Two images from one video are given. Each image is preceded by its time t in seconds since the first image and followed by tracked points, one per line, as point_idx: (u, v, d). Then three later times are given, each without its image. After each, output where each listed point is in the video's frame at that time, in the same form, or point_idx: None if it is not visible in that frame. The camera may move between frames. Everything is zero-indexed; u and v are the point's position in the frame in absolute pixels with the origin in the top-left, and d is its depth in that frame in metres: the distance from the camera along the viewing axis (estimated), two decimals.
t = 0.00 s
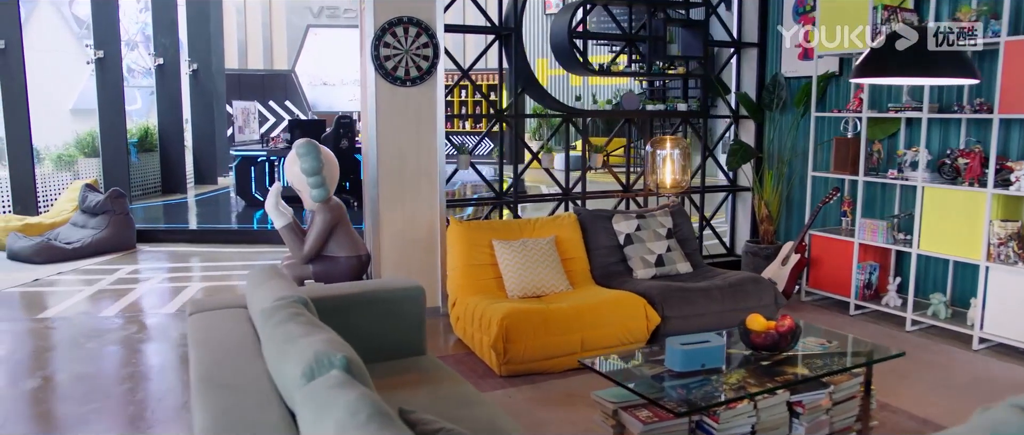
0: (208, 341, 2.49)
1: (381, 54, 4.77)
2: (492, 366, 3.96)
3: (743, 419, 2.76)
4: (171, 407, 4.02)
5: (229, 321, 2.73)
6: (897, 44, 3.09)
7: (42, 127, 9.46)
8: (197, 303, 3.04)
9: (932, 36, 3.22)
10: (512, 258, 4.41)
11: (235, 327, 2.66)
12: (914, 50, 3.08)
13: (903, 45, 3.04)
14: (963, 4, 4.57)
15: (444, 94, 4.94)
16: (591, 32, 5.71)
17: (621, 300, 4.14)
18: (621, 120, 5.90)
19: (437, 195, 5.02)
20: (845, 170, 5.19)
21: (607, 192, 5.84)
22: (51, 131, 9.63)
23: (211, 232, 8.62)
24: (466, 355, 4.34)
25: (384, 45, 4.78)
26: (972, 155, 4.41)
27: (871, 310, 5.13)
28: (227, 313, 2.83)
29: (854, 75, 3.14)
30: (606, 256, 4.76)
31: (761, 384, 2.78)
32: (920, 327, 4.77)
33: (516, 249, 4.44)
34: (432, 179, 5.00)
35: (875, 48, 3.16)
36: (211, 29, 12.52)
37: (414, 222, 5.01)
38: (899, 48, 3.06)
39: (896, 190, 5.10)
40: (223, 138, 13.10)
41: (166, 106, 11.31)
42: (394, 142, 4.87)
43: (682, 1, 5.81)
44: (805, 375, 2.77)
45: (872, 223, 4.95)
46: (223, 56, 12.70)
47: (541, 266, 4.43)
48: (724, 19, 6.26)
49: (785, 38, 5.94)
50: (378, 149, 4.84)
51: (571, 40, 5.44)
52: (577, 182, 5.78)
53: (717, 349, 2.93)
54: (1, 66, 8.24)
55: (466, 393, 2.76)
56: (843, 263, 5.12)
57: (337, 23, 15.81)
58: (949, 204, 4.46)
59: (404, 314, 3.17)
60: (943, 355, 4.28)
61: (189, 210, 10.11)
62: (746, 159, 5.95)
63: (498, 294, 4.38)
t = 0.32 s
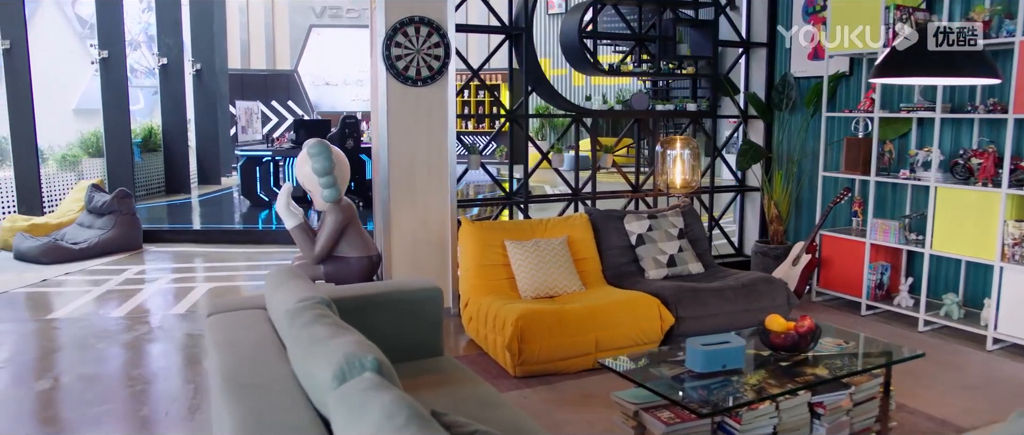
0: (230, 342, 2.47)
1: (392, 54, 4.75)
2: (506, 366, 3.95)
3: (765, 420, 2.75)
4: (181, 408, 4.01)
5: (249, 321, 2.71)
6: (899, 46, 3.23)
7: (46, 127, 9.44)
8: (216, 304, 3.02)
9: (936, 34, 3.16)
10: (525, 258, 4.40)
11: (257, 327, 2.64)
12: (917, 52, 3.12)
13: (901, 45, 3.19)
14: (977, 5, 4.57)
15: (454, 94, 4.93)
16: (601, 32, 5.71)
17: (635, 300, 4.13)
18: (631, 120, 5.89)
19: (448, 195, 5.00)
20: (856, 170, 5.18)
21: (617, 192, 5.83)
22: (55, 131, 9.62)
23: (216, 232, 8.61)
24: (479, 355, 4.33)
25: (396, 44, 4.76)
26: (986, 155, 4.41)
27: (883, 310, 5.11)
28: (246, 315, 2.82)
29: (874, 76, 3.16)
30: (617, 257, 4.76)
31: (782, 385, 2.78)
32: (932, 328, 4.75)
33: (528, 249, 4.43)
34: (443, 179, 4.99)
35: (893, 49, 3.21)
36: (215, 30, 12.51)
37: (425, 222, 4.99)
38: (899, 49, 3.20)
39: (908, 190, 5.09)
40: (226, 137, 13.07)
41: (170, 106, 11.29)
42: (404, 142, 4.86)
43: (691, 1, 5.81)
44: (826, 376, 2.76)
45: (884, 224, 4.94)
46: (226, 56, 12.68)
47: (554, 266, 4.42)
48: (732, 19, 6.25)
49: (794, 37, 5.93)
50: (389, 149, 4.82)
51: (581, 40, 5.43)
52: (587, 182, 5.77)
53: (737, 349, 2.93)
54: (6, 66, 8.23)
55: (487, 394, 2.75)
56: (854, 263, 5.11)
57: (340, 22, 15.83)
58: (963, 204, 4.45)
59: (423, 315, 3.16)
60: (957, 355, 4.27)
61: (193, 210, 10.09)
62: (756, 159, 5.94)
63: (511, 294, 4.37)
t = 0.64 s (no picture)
0: (252, 343, 2.45)
1: (403, 54, 4.74)
2: (520, 367, 3.94)
3: (787, 421, 2.75)
4: (192, 409, 3.99)
5: (268, 322, 2.69)
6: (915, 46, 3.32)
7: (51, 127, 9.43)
8: (234, 305, 3.01)
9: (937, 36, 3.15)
10: (538, 259, 4.38)
11: (277, 328, 2.62)
12: (927, 54, 3.14)
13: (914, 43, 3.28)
14: (990, 5, 4.55)
15: (466, 94, 4.92)
16: (611, 32, 5.70)
17: (649, 301, 4.12)
18: (640, 120, 5.88)
19: (459, 195, 4.99)
20: (867, 170, 5.17)
21: (626, 192, 5.82)
22: (59, 131, 9.60)
23: (222, 233, 8.59)
24: (492, 356, 4.32)
25: (407, 44, 4.74)
26: (1000, 155, 4.39)
27: (894, 311, 5.10)
28: (265, 315, 2.80)
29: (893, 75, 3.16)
30: (630, 257, 4.75)
31: (805, 386, 2.77)
32: (945, 328, 4.74)
33: (541, 249, 4.42)
34: (454, 179, 4.97)
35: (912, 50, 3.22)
36: (219, 29, 12.49)
37: (437, 223, 4.97)
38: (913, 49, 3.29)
39: (919, 190, 5.08)
40: (230, 137, 13.05)
41: (173, 105, 11.28)
42: (416, 142, 4.84)
43: (701, 1, 5.81)
44: (848, 377, 2.76)
45: (896, 224, 4.93)
46: (230, 56, 12.66)
47: (567, 267, 4.41)
48: (742, 18, 6.24)
49: (803, 37, 5.93)
50: (400, 150, 4.81)
51: (592, 39, 5.43)
52: (597, 182, 5.76)
53: (759, 350, 2.92)
54: (11, 66, 8.21)
55: (508, 395, 2.74)
56: (866, 264, 5.10)
57: (342, 22, 15.83)
58: (976, 204, 4.43)
59: (441, 315, 3.14)
60: (971, 355, 4.26)
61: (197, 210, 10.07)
62: (766, 159, 5.93)
63: (524, 295, 4.36)
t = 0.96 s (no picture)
0: (273, 344, 2.43)
1: (415, 54, 4.72)
2: (535, 368, 3.92)
3: (809, 422, 2.74)
4: (203, 410, 3.97)
5: (289, 323, 2.67)
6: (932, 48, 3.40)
7: (56, 127, 9.42)
8: (253, 306, 2.99)
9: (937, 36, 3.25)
10: (551, 259, 4.37)
11: (298, 329, 2.60)
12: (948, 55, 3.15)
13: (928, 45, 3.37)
14: (1003, 5, 4.54)
15: (477, 94, 4.90)
16: (622, 32, 5.69)
17: (664, 301, 4.11)
18: (649, 120, 5.87)
19: (470, 195, 4.97)
20: (879, 170, 5.16)
21: (635, 192, 5.82)
22: (64, 131, 9.59)
23: (228, 233, 8.58)
24: (505, 357, 4.30)
25: (419, 44, 4.73)
26: (1014, 155, 4.38)
27: (906, 311, 5.09)
28: (285, 316, 2.77)
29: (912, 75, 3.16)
30: (642, 258, 4.74)
31: (827, 387, 2.76)
32: (958, 328, 4.73)
33: (554, 250, 4.41)
34: (465, 179, 4.96)
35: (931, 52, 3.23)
36: (222, 29, 12.47)
37: (448, 223, 4.95)
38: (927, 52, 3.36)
39: (930, 191, 5.07)
40: (233, 137, 13.04)
41: (177, 105, 11.26)
42: (427, 142, 4.82)
43: (711, 1, 5.81)
44: (870, 378, 2.75)
45: (908, 224, 4.91)
46: (234, 56, 12.65)
47: (580, 267, 4.40)
48: (750, 18, 6.23)
49: (813, 38, 5.93)
50: (412, 150, 4.79)
51: (602, 40, 5.43)
52: (607, 182, 5.75)
53: (780, 351, 2.91)
54: (16, 66, 8.19)
55: (530, 396, 2.72)
56: (877, 264, 5.09)
57: (345, 22, 15.85)
58: (990, 205, 4.42)
59: (460, 315, 3.13)
60: (985, 356, 4.25)
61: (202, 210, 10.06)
62: (776, 159, 5.92)
63: (537, 296, 4.34)
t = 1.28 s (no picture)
0: (295, 345, 2.41)
1: (426, 54, 4.70)
2: (549, 368, 3.90)
3: (832, 423, 2.74)
4: (214, 411, 3.95)
5: (308, 324, 2.65)
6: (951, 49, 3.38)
7: (60, 127, 9.41)
8: (272, 306, 2.98)
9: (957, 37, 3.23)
10: (564, 260, 4.35)
11: (317, 330, 2.58)
12: (968, 55, 3.14)
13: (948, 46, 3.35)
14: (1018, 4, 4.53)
15: (488, 94, 4.89)
16: (632, 32, 5.67)
17: (678, 302, 4.10)
18: (658, 120, 5.86)
19: (481, 195, 4.96)
20: (890, 170, 5.14)
21: (645, 192, 5.81)
22: (68, 131, 9.57)
23: (233, 233, 8.56)
24: (518, 358, 4.29)
25: (430, 44, 4.71)
26: None
27: (918, 311, 5.08)
28: (304, 317, 2.76)
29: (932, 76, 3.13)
30: (654, 258, 4.74)
31: (850, 388, 2.75)
32: (970, 329, 4.72)
33: (567, 250, 4.39)
34: (476, 179, 4.94)
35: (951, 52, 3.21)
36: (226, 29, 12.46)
37: (459, 223, 4.94)
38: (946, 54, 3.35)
39: (942, 191, 5.07)
40: (236, 137, 13.02)
41: (181, 105, 11.24)
42: (439, 142, 4.81)
43: (720, 1, 5.80)
44: (893, 379, 2.75)
45: (920, 225, 4.90)
46: (237, 55, 12.64)
47: (593, 268, 4.38)
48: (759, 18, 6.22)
49: (822, 38, 5.92)
50: (423, 150, 4.78)
51: (612, 40, 5.42)
52: (617, 182, 5.73)
53: (800, 352, 2.91)
54: (22, 66, 8.18)
55: (552, 398, 2.71)
56: (889, 265, 5.09)
57: (347, 22, 15.86)
58: (1004, 206, 4.41)
59: (479, 316, 3.12)
60: (1000, 356, 4.24)
61: (206, 210, 10.04)
62: (786, 160, 5.92)
63: (550, 296, 4.33)
